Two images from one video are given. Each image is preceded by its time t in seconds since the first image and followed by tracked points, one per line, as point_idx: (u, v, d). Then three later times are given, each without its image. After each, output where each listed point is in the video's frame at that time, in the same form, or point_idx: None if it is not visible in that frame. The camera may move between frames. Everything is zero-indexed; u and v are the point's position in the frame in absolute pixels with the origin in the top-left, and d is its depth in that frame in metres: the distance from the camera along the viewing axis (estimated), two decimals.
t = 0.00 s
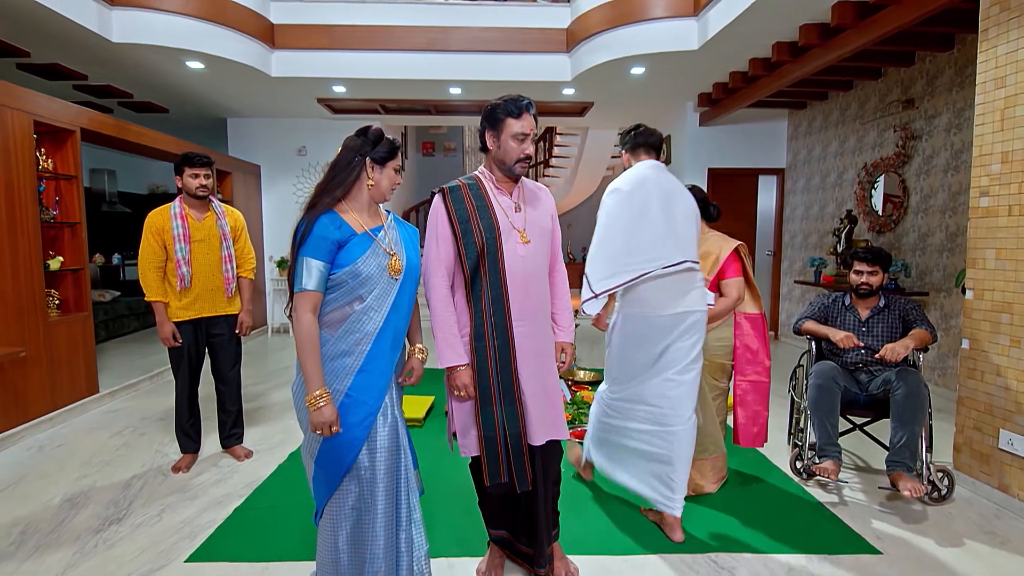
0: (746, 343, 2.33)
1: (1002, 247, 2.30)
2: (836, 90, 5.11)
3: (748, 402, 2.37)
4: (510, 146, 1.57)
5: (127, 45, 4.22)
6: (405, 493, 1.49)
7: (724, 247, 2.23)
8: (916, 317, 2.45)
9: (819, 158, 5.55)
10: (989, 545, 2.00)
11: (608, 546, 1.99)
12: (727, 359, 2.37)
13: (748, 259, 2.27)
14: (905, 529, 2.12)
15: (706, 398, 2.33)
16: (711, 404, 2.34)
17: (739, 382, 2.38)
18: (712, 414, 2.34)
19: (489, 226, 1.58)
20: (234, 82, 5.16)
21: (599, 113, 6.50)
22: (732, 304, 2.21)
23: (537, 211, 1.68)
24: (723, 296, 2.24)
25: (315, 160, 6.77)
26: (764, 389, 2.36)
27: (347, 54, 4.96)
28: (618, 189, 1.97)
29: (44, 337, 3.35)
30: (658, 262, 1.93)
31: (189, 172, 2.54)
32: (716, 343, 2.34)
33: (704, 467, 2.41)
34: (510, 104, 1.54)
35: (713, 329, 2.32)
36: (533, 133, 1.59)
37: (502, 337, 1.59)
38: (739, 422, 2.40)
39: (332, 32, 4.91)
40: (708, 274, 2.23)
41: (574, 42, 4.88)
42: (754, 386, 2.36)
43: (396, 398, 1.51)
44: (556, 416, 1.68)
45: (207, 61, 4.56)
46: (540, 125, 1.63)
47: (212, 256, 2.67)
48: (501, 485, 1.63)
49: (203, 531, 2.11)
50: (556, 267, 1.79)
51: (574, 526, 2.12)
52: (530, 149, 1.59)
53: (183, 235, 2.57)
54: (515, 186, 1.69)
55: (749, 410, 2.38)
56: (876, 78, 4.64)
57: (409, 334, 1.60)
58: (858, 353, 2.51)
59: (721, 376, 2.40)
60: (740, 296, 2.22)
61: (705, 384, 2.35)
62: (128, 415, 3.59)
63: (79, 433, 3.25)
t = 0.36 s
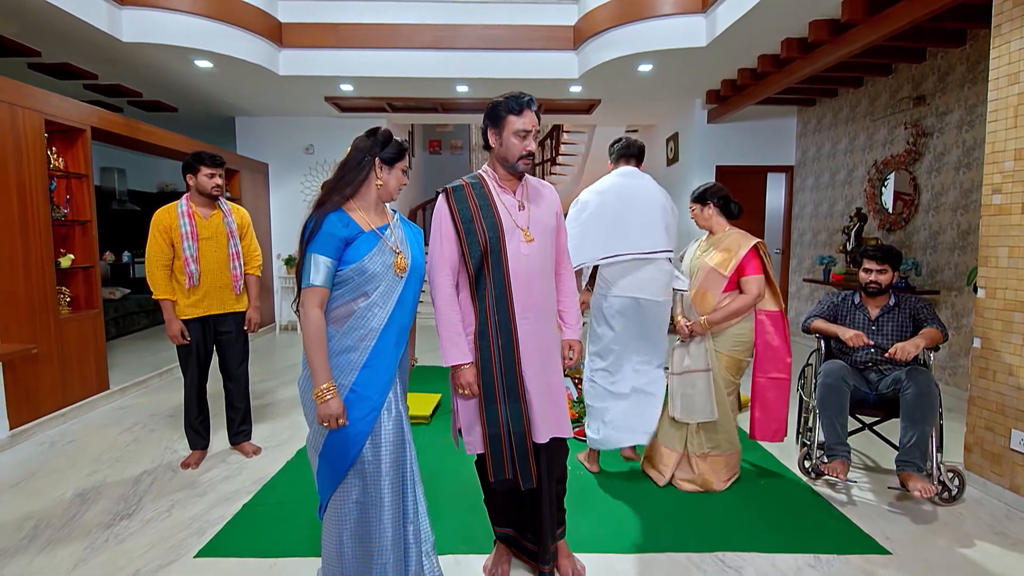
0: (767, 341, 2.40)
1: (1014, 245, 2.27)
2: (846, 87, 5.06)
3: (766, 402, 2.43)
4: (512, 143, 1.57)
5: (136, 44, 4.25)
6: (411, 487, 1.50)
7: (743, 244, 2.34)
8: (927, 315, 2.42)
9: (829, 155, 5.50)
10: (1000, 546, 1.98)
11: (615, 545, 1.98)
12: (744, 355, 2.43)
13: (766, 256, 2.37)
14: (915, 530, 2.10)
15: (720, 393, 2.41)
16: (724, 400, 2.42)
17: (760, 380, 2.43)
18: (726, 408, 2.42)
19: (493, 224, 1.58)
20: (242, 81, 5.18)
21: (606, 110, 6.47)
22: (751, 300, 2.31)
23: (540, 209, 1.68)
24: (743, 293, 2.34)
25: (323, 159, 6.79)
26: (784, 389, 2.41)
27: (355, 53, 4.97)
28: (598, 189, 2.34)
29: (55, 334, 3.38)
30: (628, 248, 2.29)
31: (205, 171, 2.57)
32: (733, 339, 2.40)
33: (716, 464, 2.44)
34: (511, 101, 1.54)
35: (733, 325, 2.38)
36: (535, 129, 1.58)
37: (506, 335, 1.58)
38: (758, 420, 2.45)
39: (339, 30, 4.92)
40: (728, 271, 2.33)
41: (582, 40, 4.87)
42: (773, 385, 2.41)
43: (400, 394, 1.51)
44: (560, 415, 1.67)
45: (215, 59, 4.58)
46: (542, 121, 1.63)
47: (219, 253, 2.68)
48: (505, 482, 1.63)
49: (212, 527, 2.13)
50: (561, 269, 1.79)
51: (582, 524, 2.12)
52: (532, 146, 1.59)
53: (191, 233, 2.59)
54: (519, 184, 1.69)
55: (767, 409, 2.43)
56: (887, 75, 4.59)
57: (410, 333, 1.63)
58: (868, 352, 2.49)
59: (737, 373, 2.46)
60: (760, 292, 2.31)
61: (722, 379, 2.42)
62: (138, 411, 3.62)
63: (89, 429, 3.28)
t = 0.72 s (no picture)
0: (789, 342, 2.40)
1: None
2: (855, 84, 5.03)
3: (787, 403, 2.42)
4: (517, 141, 1.57)
5: (145, 44, 4.27)
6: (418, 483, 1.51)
7: (760, 240, 2.33)
8: (937, 315, 2.39)
9: (838, 153, 5.47)
10: (1011, 548, 1.97)
11: (622, 543, 1.98)
12: (766, 356, 2.37)
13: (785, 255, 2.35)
14: (924, 530, 2.09)
15: (741, 394, 2.38)
16: (746, 402, 2.38)
17: (782, 382, 2.43)
18: (748, 410, 2.38)
19: (498, 223, 1.58)
20: (250, 80, 5.20)
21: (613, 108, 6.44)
22: (767, 299, 2.29)
23: (545, 207, 1.68)
24: (760, 291, 2.32)
25: (330, 157, 6.81)
26: (807, 391, 2.38)
27: (362, 52, 4.98)
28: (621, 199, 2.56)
29: (65, 332, 3.42)
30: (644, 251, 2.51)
31: (217, 172, 2.59)
32: (749, 340, 2.36)
33: (739, 464, 2.44)
34: (516, 99, 1.54)
35: (749, 325, 2.36)
36: (539, 127, 1.58)
37: (512, 333, 1.58)
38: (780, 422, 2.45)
39: (346, 29, 4.93)
40: (745, 268, 2.32)
41: (589, 37, 4.85)
42: (795, 386, 2.40)
43: (407, 390, 1.52)
44: (565, 413, 1.67)
45: (223, 59, 4.60)
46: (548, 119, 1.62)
47: (225, 251, 2.70)
48: (512, 478, 1.64)
49: (220, 523, 2.14)
50: (567, 266, 1.78)
51: (589, 523, 2.12)
52: (537, 144, 1.58)
53: (198, 231, 2.60)
54: (524, 182, 1.69)
55: (789, 411, 2.42)
56: (897, 72, 4.55)
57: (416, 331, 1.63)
58: (877, 351, 2.47)
59: (759, 373, 2.40)
60: (777, 291, 2.29)
61: (742, 381, 2.38)
62: (147, 408, 3.65)
63: (100, 426, 3.31)
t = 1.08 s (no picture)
0: (801, 344, 2.33)
1: None
2: (863, 83, 4.99)
3: (801, 409, 2.33)
4: (521, 141, 1.57)
5: (152, 44, 4.30)
6: (423, 482, 1.50)
7: (768, 241, 2.32)
8: (945, 315, 2.37)
9: (845, 152, 5.44)
10: (1020, 549, 1.95)
11: (627, 543, 1.98)
12: (777, 358, 2.37)
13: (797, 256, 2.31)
14: (931, 531, 2.07)
15: (751, 396, 2.38)
16: (756, 404, 2.38)
17: (795, 387, 2.34)
18: (758, 412, 2.38)
19: (503, 223, 1.57)
20: (256, 80, 5.21)
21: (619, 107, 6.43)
22: (776, 300, 2.27)
23: (550, 206, 1.67)
24: (769, 292, 2.30)
25: (336, 157, 6.83)
26: (821, 397, 2.30)
27: (368, 52, 4.99)
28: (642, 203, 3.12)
29: (74, 330, 3.44)
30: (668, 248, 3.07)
31: (223, 173, 2.61)
32: (759, 342, 2.37)
33: (749, 466, 2.42)
34: (520, 99, 1.54)
35: (760, 328, 2.36)
36: (544, 127, 1.57)
37: (516, 332, 1.58)
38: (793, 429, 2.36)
39: (352, 29, 4.94)
40: (752, 269, 2.33)
41: (594, 36, 4.84)
42: (809, 391, 2.31)
43: (411, 390, 1.52)
44: (569, 412, 1.67)
45: (230, 59, 4.62)
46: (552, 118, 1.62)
47: (230, 251, 2.71)
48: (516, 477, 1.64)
49: (227, 521, 2.15)
50: (571, 266, 1.78)
51: (594, 522, 2.12)
52: (541, 144, 1.58)
53: (204, 231, 2.61)
54: (529, 181, 1.69)
55: (802, 417, 2.33)
56: (905, 70, 4.51)
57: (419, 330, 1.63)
58: (884, 352, 2.46)
59: (772, 378, 2.39)
60: (785, 293, 2.27)
61: (751, 383, 2.38)
62: (155, 406, 3.67)
63: (108, 423, 3.33)
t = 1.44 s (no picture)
0: (805, 347, 2.31)
1: None
2: (870, 81, 4.96)
3: (802, 413, 2.31)
4: (526, 141, 1.57)
5: (160, 45, 4.32)
6: (417, 481, 1.50)
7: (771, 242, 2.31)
8: (954, 315, 2.36)
9: (852, 152, 5.42)
10: None
11: (632, 543, 1.97)
12: (782, 361, 2.36)
13: (799, 257, 2.30)
14: (940, 534, 2.06)
15: (757, 400, 2.37)
16: (762, 408, 2.37)
17: (797, 391, 2.34)
18: (764, 415, 2.37)
19: (507, 222, 1.57)
20: (263, 80, 5.23)
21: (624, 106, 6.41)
22: (779, 303, 2.26)
23: (554, 206, 1.67)
24: (772, 295, 2.30)
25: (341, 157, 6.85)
26: (822, 402, 2.28)
27: (374, 52, 5.00)
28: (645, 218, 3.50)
29: (82, 330, 3.47)
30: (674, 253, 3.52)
31: (228, 174, 2.62)
32: (766, 346, 2.36)
33: (754, 468, 2.41)
34: (524, 99, 1.53)
35: (767, 333, 2.35)
36: (548, 127, 1.58)
37: (521, 332, 1.58)
38: (791, 433, 2.34)
39: (357, 29, 4.95)
40: (753, 269, 2.32)
41: (600, 36, 4.83)
42: (811, 397, 2.30)
43: (404, 389, 1.52)
44: (576, 412, 1.67)
45: (237, 60, 4.65)
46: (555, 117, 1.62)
47: (236, 251, 2.73)
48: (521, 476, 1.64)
49: (234, 519, 2.16)
50: (576, 266, 1.78)
51: (599, 522, 2.12)
52: (545, 144, 1.58)
53: (209, 232, 2.62)
54: (533, 181, 1.69)
55: (803, 421, 2.31)
56: (913, 68, 4.48)
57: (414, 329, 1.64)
58: (893, 352, 2.44)
59: (778, 382, 2.39)
60: (788, 296, 2.25)
61: (756, 385, 2.38)
62: (162, 405, 3.69)
63: (115, 422, 3.35)
